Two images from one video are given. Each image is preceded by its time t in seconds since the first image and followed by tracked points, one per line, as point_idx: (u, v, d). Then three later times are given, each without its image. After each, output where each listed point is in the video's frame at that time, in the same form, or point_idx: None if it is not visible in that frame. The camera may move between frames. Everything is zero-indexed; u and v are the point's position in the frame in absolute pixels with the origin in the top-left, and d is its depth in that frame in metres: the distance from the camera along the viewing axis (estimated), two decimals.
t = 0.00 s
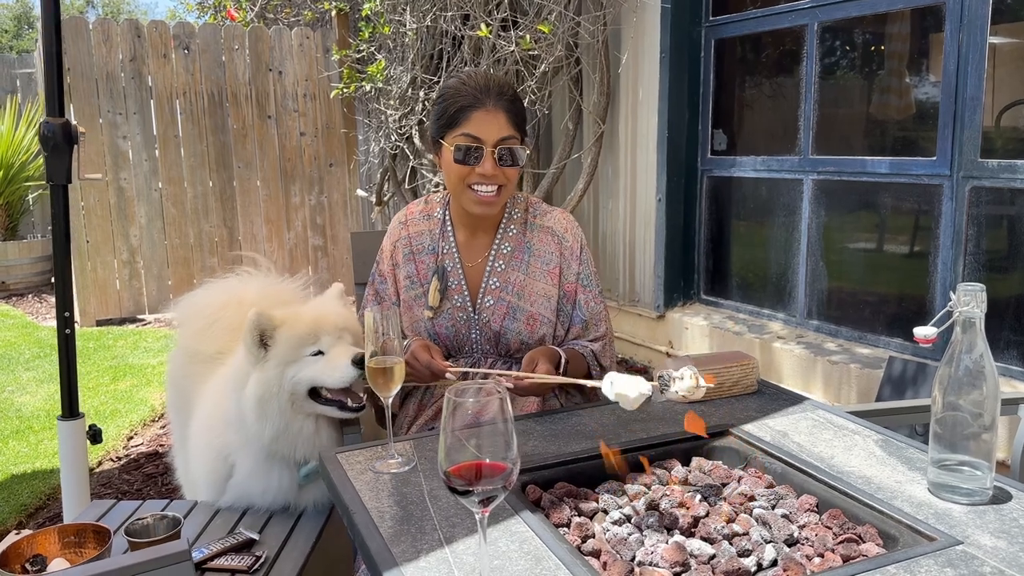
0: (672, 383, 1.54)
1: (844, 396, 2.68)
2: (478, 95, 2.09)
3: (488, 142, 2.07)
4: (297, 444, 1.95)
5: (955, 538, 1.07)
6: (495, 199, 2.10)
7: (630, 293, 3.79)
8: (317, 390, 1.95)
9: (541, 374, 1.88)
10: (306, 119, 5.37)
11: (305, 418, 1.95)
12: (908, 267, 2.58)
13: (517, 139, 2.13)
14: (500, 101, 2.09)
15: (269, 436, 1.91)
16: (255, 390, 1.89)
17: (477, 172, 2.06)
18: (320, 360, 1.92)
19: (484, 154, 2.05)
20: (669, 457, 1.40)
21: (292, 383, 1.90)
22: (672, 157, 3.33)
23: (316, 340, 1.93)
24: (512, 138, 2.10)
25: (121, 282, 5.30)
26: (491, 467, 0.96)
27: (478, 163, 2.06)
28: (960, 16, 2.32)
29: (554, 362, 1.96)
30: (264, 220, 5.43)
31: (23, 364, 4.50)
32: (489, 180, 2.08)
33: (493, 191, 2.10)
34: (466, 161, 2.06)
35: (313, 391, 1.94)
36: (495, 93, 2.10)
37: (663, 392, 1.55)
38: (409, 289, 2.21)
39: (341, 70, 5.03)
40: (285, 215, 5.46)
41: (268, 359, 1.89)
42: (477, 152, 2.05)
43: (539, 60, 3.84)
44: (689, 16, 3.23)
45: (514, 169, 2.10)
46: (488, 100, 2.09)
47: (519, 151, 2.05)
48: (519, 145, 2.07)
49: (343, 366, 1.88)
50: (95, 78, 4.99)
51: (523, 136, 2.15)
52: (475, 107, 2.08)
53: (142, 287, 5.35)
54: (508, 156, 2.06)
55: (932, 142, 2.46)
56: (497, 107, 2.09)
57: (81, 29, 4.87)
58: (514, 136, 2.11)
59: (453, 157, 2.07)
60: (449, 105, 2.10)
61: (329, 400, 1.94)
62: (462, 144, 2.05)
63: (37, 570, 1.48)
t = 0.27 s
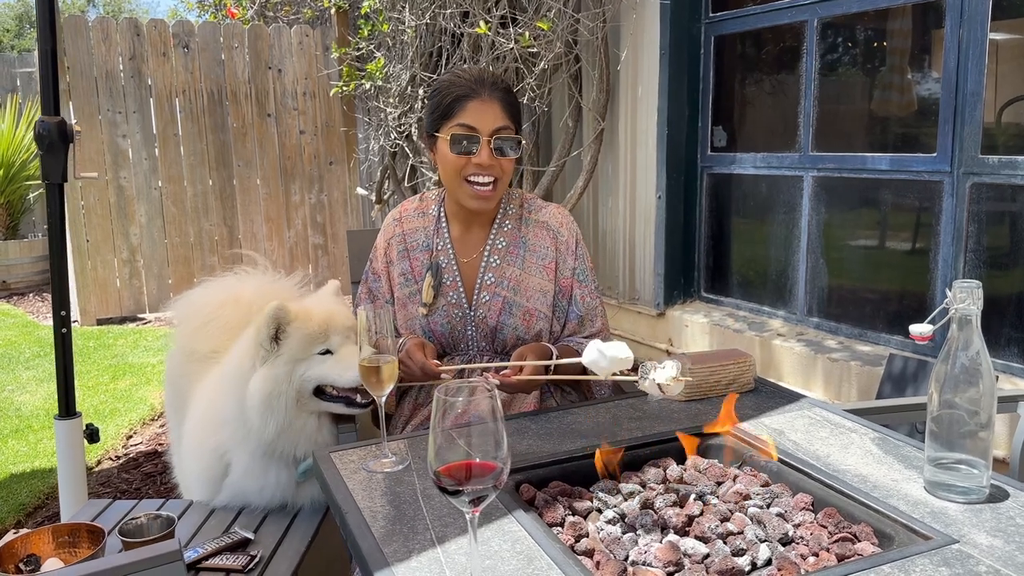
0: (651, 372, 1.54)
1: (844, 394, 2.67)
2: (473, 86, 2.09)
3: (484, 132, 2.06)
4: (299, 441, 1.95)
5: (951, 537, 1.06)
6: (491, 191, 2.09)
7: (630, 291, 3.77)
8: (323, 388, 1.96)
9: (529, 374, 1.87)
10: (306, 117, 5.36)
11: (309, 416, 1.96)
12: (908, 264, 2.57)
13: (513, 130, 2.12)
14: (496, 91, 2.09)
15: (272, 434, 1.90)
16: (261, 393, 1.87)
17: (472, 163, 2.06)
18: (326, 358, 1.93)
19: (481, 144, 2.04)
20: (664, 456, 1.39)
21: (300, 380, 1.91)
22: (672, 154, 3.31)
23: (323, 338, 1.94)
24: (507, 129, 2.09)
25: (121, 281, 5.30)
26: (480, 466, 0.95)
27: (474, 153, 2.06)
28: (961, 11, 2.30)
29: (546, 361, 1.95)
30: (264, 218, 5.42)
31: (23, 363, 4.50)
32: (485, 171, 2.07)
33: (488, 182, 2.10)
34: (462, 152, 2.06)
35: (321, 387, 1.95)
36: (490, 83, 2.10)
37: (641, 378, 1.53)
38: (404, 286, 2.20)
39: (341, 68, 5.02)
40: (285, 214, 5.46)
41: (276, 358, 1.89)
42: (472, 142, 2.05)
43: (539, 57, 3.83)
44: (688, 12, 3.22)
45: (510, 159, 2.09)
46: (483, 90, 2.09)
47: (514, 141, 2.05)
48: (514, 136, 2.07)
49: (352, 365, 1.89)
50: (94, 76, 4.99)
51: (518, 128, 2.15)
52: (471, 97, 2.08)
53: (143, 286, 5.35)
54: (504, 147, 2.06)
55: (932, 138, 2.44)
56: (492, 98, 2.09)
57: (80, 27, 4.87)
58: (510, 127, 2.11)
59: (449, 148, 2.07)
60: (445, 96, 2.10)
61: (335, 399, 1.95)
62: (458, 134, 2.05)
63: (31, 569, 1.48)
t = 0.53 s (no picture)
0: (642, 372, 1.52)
1: (845, 390, 2.67)
2: (468, 80, 2.09)
3: (480, 126, 2.06)
4: (307, 441, 1.96)
5: (951, 534, 1.05)
6: (489, 186, 2.08)
7: (631, 288, 3.77)
8: (330, 387, 1.96)
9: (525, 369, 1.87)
10: (307, 115, 5.37)
11: (317, 416, 1.96)
12: (910, 261, 2.56)
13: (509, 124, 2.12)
14: (491, 85, 2.09)
15: (281, 435, 1.91)
16: (269, 397, 1.87)
17: (470, 157, 2.05)
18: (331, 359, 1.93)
19: (477, 138, 2.04)
20: (663, 453, 1.39)
21: (309, 381, 1.92)
22: (673, 151, 3.30)
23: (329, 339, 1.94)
24: (504, 123, 2.09)
25: (122, 280, 5.30)
26: (478, 464, 0.95)
27: (471, 148, 2.05)
28: (962, 6, 2.29)
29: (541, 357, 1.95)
30: (265, 217, 5.42)
31: (24, 362, 4.51)
32: (483, 165, 2.07)
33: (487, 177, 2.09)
34: (459, 147, 2.06)
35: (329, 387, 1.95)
36: (486, 77, 2.10)
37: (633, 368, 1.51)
38: (403, 284, 2.20)
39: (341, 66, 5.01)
40: (287, 212, 5.46)
41: (283, 361, 1.88)
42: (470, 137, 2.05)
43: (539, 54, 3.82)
44: (689, 9, 3.21)
45: (507, 154, 2.09)
46: (479, 84, 2.09)
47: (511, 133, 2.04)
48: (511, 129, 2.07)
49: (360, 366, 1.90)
50: (95, 75, 4.98)
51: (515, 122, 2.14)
52: (467, 91, 2.08)
53: (144, 285, 5.35)
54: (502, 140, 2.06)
55: (934, 134, 2.44)
56: (488, 92, 2.09)
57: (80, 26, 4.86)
58: (506, 121, 2.11)
59: (447, 143, 2.07)
60: (441, 92, 2.10)
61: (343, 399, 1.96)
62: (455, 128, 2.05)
63: (30, 568, 1.47)
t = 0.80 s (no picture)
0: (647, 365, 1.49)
1: (849, 386, 2.66)
2: (470, 78, 2.08)
3: (483, 124, 2.06)
4: (305, 440, 1.95)
5: (958, 528, 1.05)
6: (493, 182, 2.08)
7: (634, 285, 3.77)
8: (328, 386, 1.96)
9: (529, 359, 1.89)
10: (309, 113, 5.38)
11: (315, 414, 1.96)
12: (913, 257, 2.56)
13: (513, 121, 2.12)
14: (494, 82, 2.09)
15: (278, 432, 1.90)
16: (266, 392, 1.87)
17: (473, 155, 2.05)
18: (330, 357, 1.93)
19: (480, 136, 2.04)
20: (667, 448, 1.39)
21: (306, 378, 1.91)
22: (676, 147, 3.30)
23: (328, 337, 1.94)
24: (507, 120, 2.09)
25: (125, 278, 5.31)
26: (483, 458, 0.95)
27: (475, 145, 2.05)
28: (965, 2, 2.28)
29: (546, 351, 1.97)
30: (267, 215, 5.43)
31: (28, 361, 4.52)
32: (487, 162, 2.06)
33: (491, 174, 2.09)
34: (463, 145, 2.05)
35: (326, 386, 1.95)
36: (488, 75, 2.09)
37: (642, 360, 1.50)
38: (407, 281, 2.20)
39: (343, 64, 5.02)
40: (289, 210, 5.46)
41: (281, 356, 1.89)
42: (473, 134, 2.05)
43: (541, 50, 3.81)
44: (692, 6, 3.20)
45: (510, 151, 2.09)
46: (481, 81, 2.08)
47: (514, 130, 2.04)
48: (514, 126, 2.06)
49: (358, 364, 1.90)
50: (97, 73, 4.98)
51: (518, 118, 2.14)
52: (469, 89, 2.07)
53: (147, 283, 5.36)
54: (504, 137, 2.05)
55: (937, 130, 2.43)
56: (491, 89, 2.08)
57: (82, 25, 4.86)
58: (510, 118, 2.10)
59: (450, 141, 2.06)
60: (443, 89, 2.10)
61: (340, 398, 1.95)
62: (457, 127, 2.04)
63: (35, 565, 1.48)
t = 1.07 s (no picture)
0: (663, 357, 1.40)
1: (851, 384, 2.66)
2: (473, 78, 2.08)
3: (487, 126, 2.06)
4: (295, 437, 1.95)
5: (961, 525, 1.05)
6: (497, 183, 2.08)
7: (636, 284, 3.77)
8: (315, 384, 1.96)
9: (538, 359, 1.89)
10: (310, 112, 5.38)
11: (303, 412, 1.96)
12: (915, 255, 2.55)
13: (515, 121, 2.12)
14: (497, 83, 2.08)
15: (268, 429, 1.91)
16: (252, 388, 1.88)
17: (477, 157, 2.05)
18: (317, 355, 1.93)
19: (484, 137, 2.03)
20: (670, 446, 1.39)
21: (292, 375, 1.91)
22: (677, 146, 3.29)
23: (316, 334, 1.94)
24: (510, 120, 2.09)
25: (127, 277, 5.31)
26: (486, 456, 0.95)
27: (478, 147, 2.04)
28: None
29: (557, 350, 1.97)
30: (269, 214, 5.43)
31: (30, 360, 4.52)
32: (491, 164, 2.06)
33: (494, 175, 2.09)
34: (467, 146, 2.05)
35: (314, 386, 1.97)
36: (491, 75, 2.09)
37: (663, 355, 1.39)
38: (410, 279, 2.20)
39: (344, 63, 5.02)
40: (290, 210, 5.47)
41: (267, 353, 1.89)
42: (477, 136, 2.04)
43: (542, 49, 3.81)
44: (693, 4, 3.19)
45: (513, 151, 2.09)
46: (484, 82, 2.08)
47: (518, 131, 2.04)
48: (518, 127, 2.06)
49: (346, 361, 1.90)
50: (98, 73, 4.98)
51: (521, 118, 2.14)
52: (472, 90, 2.07)
53: (149, 283, 5.36)
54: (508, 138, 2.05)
55: (938, 127, 2.42)
56: (494, 89, 2.08)
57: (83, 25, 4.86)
58: (512, 118, 2.10)
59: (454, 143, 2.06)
60: (446, 90, 2.09)
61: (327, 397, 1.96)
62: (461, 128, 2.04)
63: (38, 564, 1.48)
